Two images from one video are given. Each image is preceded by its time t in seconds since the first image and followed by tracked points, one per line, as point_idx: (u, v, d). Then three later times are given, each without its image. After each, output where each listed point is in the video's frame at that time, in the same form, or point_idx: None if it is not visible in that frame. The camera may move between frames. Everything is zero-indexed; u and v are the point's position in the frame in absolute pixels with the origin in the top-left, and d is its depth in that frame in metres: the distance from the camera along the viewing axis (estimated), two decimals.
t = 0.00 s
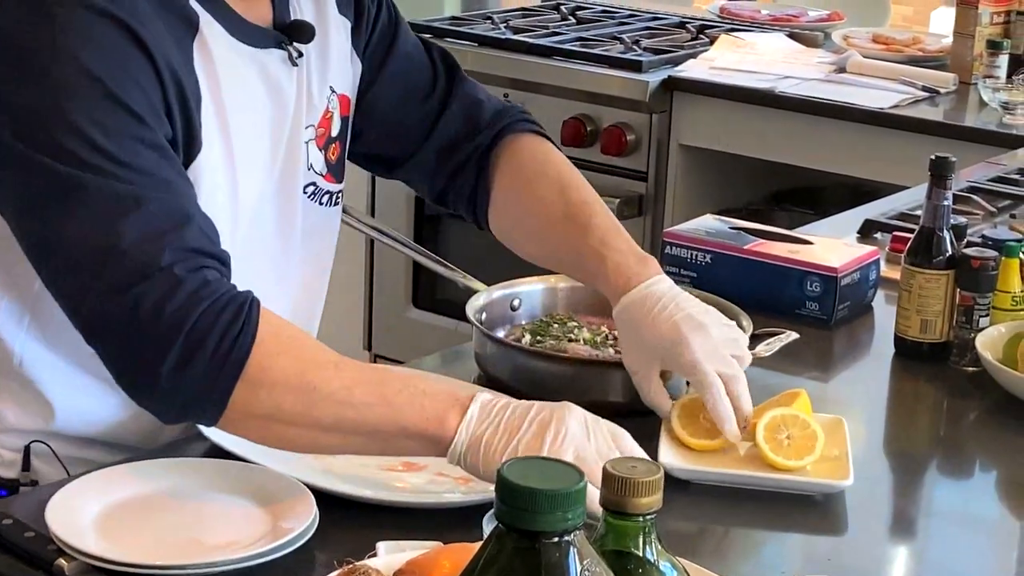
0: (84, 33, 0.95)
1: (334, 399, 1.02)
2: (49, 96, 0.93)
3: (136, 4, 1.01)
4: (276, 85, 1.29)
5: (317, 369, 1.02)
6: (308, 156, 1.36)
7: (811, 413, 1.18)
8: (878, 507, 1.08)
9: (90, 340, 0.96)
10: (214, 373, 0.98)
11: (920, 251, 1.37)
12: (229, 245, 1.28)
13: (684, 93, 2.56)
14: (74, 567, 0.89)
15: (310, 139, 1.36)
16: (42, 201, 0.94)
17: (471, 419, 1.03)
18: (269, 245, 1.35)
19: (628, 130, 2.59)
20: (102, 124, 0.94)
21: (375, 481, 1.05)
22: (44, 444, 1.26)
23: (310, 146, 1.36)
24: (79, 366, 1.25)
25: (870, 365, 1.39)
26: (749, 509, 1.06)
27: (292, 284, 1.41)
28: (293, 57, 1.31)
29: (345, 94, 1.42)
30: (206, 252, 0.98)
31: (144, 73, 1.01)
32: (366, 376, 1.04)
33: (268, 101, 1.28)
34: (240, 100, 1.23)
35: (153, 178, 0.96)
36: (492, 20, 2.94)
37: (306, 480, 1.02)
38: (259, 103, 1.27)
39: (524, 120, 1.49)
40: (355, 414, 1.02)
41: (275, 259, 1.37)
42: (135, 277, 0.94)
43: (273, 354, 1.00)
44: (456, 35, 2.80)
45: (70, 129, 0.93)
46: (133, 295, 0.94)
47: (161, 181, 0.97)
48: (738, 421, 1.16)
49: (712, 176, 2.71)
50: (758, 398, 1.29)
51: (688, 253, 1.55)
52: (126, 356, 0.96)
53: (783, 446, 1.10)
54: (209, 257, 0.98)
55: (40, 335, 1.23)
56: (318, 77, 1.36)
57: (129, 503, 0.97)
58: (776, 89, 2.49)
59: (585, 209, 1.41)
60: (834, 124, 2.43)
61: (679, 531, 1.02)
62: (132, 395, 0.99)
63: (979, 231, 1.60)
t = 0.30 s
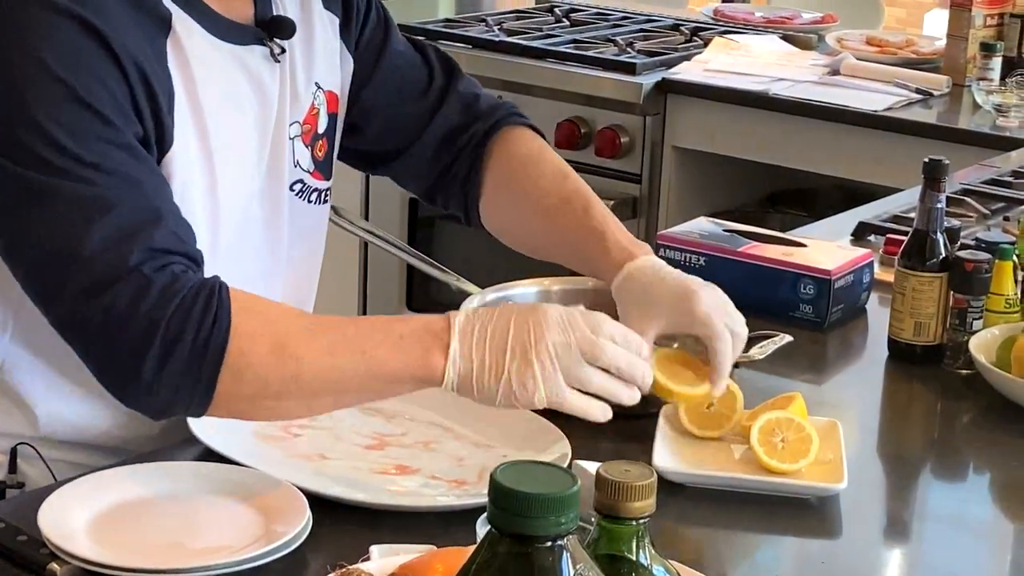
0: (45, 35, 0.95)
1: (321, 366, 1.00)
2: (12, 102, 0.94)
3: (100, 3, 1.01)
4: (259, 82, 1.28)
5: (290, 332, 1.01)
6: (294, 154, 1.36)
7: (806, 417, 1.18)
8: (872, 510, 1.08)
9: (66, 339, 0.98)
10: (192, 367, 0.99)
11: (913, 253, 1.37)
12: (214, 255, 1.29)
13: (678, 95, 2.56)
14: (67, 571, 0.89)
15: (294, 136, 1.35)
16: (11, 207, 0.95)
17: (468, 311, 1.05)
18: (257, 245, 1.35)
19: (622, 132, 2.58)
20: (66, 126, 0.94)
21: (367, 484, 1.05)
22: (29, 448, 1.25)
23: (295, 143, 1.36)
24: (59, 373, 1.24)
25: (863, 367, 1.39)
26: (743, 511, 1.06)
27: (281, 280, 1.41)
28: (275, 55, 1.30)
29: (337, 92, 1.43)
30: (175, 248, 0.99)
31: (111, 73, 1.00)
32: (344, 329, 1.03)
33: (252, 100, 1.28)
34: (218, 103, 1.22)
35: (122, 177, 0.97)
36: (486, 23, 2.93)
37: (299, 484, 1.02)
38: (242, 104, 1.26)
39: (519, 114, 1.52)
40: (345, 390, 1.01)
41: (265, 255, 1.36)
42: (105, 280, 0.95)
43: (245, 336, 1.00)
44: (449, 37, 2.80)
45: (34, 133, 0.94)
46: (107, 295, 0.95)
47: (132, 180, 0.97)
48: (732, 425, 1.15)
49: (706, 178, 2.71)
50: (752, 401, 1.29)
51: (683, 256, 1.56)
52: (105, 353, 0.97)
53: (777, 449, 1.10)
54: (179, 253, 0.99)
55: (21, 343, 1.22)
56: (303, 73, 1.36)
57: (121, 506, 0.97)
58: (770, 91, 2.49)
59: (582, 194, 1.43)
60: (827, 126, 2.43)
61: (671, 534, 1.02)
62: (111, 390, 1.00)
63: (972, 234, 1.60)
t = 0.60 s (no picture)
0: (62, 44, 0.96)
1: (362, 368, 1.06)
2: (35, 113, 0.94)
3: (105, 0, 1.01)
4: (253, 71, 1.28)
5: (319, 330, 1.05)
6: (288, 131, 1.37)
7: (802, 417, 1.17)
8: (868, 512, 1.07)
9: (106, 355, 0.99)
10: (231, 373, 1.01)
11: (908, 254, 1.37)
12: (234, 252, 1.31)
13: (673, 96, 2.56)
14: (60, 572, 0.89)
15: (287, 116, 1.36)
16: (44, 226, 0.95)
17: (485, 299, 1.10)
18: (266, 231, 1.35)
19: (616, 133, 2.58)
20: (95, 134, 0.95)
21: (362, 485, 1.05)
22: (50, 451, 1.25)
23: (288, 123, 1.36)
24: (67, 375, 1.23)
25: (859, 368, 1.39)
26: (738, 513, 1.06)
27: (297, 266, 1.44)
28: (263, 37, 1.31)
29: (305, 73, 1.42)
30: (209, 259, 1.00)
31: (129, 72, 1.00)
32: (381, 325, 1.07)
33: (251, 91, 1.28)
34: (227, 99, 1.23)
35: (154, 184, 0.97)
36: (481, 24, 2.93)
37: (294, 485, 1.02)
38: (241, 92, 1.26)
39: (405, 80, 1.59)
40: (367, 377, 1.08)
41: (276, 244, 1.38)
42: (148, 299, 0.96)
43: (289, 341, 1.03)
44: (444, 38, 2.79)
45: (62, 145, 0.94)
46: (148, 315, 0.97)
47: (162, 187, 0.98)
48: (727, 426, 1.15)
49: (700, 179, 2.71)
50: (747, 402, 1.28)
51: (676, 257, 1.55)
52: (148, 369, 0.99)
53: (773, 451, 1.10)
54: (213, 262, 1.00)
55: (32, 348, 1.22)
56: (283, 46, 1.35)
57: (116, 507, 0.97)
58: (764, 92, 2.49)
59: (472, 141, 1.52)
60: (822, 128, 2.43)
61: (666, 535, 1.02)
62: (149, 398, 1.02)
63: (967, 235, 1.60)
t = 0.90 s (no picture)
0: (71, 50, 0.94)
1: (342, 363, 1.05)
2: (41, 120, 0.93)
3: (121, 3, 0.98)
4: (250, 55, 1.27)
5: (293, 328, 1.03)
6: (285, 118, 1.35)
7: (797, 418, 1.18)
8: (863, 512, 1.07)
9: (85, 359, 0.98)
10: (208, 377, 1.00)
11: (903, 254, 1.37)
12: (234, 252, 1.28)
13: (669, 97, 2.56)
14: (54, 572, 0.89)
15: (282, 98, 1.35)
16: (33, 233, 0.94)
17: (459, 290, 1.10)
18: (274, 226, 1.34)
19: (612, 134, 2.59)
20: (95, 141, 0.94)
21: (358, 486, 1.05)
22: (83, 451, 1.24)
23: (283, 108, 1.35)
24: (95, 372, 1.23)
25: (854, 369, 1.39)
26: (733, 513, 1.06)
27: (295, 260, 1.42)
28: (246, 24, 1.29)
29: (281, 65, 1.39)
30: (188, 265, 0.98)
31: (140, 78, 0.99)
32: (354, 322, 1.05)
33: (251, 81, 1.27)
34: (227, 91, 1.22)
35: (145, 193, 0.96)
36: (476, 24, 2.93)
37: (289, 486, 1.02)
38: (241, 84, 1.25)
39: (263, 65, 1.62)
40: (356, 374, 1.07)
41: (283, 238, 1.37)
42: (125, 304, 0.95)
43: (267, 343, 1.02)
44: (439, 39, 2.79)
45: (64, 154, 0.93)
46: (123, 322, 0.95)
47: (155, 195, 0.97)
48: (722, 426, 1.15)
49: (695, 180, 2.71)
50: (743, 403, 1.28)
51: (672, 257, 1.55)
52: (127, 373, 0.98)
53: (768, 450, 1.10)
54: (191, 266, 0.98)
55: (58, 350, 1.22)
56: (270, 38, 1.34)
57: (111, 508, 0.97)
58: (760, 92, 2.49)
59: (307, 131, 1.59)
60: (817, 128, 2.43)
61: (660, 535, 1.02)
62: (128, 402, 1.01)
63: (962, 236, 1.60)
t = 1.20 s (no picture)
0: (86, 20, 0.97)
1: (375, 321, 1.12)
2: (61, 89, 0.97)
3: None
4: (247, 29, 1.28)
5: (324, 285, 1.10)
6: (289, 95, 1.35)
7: (795, 418, 1.18)
8: (861, 511, 1.08)
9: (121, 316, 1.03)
10: (240, 327, 1.06)
11: (900, 254, 1.36)
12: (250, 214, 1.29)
13: (666, 97, 2.56)
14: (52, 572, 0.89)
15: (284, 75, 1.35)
16: (62, 201, 0.98)
17: (490, 270, 1.16)
18: (282, 192, 1.34)
19: (609, 134, 2.60)
20: (118, 106, 0.98)
21: (356, 485, 1.05)
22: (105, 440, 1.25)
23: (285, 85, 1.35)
24: (121, 355, 1.24)
25: (851, 368, 1.39)
26: (731, 512, 1.06)
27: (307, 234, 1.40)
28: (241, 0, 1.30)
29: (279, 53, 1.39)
30: (215, 221, 1.03)
31: (147, 41, 1.01)
32: (386, 284, 1.12)
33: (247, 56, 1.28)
34: (230, 66, 1.24)
35: (167, 150, 1.00)
36: (473, 24, 2.93)
37: (287, 485, 1.02)
38: (237, 53, 1.26)
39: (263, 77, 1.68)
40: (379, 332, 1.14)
41: (293, 202, 1.37)
42: (156, 262, 1.00)
43: (296, 300, 1.08)
44: (436, 39, 2.79)
45: (87, 120, 0.97)
46: (157, 278, 1.00)
47: (177, 153, 1.00)
48: (720, 425, 1.15)
49: (692, 180, 2.71)
50: (740, 402, 1.29)
51: (669, 257, 1.55)
52: (161, 327, 1.04)
53: (766, 450, 1.10)
54: (219, 220, 1.03)
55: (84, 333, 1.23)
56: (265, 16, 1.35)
57: (109, 507, 0.97)
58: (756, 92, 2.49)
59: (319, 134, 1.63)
60: (814, 128, 2.43)
61: (658, 534, 1.02)
62: (164, 353, 1.06)
63: (959, 236, 1.60)
